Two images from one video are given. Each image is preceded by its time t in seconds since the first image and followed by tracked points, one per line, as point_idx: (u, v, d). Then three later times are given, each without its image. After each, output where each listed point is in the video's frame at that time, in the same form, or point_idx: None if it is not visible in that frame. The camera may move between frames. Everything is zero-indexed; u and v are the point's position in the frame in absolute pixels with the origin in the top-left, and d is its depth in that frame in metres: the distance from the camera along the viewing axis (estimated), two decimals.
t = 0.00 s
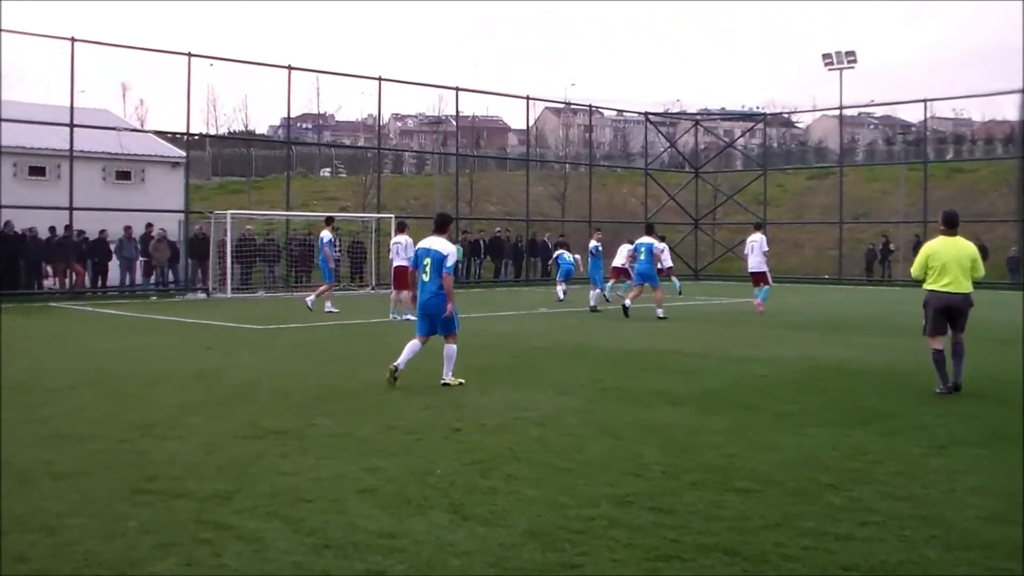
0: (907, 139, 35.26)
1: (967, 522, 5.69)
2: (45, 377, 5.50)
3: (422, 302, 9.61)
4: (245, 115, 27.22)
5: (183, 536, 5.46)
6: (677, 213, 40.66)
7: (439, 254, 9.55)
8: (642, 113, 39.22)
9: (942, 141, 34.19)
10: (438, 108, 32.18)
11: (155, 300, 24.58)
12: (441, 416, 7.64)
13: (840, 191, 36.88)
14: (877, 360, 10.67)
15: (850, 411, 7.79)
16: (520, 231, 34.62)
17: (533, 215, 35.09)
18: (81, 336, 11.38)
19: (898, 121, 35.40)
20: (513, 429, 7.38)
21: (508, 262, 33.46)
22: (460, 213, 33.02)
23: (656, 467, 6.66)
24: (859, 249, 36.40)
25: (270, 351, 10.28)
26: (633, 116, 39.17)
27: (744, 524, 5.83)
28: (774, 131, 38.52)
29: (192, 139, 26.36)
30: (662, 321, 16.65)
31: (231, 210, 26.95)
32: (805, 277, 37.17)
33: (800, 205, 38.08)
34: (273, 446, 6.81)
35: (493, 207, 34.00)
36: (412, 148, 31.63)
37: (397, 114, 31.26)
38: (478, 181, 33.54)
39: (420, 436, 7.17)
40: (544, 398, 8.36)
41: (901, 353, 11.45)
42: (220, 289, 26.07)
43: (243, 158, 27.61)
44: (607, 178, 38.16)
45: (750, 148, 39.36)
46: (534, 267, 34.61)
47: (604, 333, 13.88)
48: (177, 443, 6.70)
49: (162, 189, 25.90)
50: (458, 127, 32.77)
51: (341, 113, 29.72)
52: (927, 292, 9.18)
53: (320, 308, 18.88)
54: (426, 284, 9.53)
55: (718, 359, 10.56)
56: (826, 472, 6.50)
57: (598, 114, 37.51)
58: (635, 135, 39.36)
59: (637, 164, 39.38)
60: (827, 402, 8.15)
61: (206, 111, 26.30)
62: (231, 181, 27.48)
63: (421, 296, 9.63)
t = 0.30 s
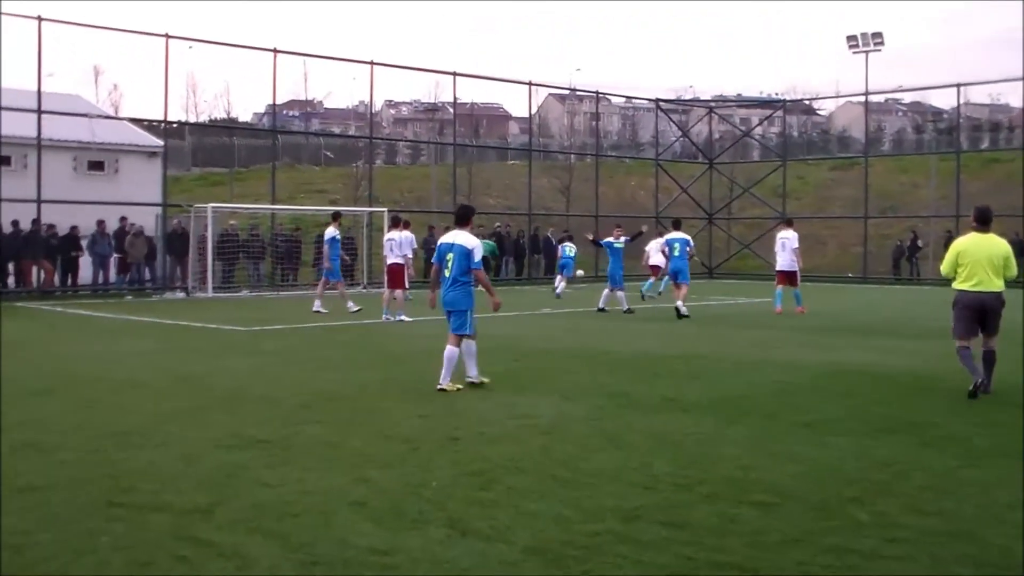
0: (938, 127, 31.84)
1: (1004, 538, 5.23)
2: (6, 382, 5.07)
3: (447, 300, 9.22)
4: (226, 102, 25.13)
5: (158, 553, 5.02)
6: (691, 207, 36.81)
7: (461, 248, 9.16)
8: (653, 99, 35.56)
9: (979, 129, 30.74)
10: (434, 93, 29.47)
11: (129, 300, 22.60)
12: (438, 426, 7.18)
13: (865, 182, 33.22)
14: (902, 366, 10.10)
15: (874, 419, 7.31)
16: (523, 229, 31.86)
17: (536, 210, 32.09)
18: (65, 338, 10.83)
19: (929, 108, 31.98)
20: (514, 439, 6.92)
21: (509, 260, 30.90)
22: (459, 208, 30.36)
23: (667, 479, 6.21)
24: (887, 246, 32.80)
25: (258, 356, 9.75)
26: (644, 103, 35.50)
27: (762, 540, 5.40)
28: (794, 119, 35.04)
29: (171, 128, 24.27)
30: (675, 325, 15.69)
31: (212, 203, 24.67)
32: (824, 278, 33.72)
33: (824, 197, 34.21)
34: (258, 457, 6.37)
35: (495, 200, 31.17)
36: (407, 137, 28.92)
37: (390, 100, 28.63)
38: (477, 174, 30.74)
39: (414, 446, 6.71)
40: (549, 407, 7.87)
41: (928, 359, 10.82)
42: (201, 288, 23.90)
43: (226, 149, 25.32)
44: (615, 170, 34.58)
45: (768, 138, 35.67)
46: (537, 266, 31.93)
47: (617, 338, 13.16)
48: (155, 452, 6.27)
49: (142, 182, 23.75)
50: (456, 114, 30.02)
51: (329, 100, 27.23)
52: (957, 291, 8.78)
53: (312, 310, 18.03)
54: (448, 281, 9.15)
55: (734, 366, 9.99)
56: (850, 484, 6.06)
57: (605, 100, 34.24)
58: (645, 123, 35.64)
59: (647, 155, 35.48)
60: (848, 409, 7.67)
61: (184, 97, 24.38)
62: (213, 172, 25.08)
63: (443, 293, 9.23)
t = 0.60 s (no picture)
0: (969, 116, 29.94)
1: None
2: None
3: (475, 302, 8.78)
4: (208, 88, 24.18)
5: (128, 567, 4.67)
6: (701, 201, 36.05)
7: (485, 247, 8.76)
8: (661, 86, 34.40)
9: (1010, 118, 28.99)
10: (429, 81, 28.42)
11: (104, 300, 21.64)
12: (435, 433, 6.80)
13: (889, 174, 31.88)
14: (921, 371, 9.67)
15: (896, 426, 6.92)
16: (521, 224, 30.80)
17: (538, 205, 30.83)
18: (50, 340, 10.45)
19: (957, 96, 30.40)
20: (515, 448, 6.54)
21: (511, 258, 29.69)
22: (454, 201, 29.29)
23: (677, 491, 5.84)
24: (911, 243, 31.60)
25: (249, 361, 9.36)
26: (651, 90, 34.05)
27: (780, 555, 5.03)
28: (813, 107, 34.20)
29: (149, 116, 23.45)
30: (684, 327, 15.15)
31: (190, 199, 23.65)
32: (847, 276, 32.50)
33: (842, 191, 33.11)
34: (242, 466, 5.99)
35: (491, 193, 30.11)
36: (400, 127, 27.93)
37: (382, 88, 27.70)
38: (474, 165, 29.70)
39: (409, 455, 6.34)
40: (552, 414, 7.48)
41: (948, 363, 10.38)
42: (181, 288, 23.07)
43: (206, 138, 24.57)
44: (621, 162, 33.62)
45: (785, 127, 34.95)
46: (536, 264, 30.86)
47: (625, 341, 12.69)
48: (133, 460, 5.90)
49: (119, 175, 22.86)
50: (451, 103, 28.95)
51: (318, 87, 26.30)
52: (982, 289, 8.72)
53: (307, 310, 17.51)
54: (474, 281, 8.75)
55: (746, 371, 9.58)
56: (872, 496, 5.69)
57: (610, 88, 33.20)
58: (652, 112, 34.25)
59: (655, 146, 34.33)
60: (866, 416, 7.29)
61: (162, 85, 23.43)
62: (193, 163, 24.42)
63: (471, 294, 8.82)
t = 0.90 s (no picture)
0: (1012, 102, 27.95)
1: None
2: None
3: (503, 299, 8.66)
4: (185, 73, 22.83)
5: None
6: (717, 194, 34.16)
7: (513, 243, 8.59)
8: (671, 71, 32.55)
9: None
10: (426, 66, 26.90)
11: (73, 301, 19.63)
12: (432, 445, 6.40)
13: (920, 166, 29.90)
14: (947, 377, 9.19)
15: (924, 437, 6.49)
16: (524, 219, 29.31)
17: (540, 197, 29.59)
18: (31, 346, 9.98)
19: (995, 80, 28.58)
20: (517, 461, 6.12)
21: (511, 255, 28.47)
22: (452, 194, 27.78)
23: (691, 507, 5.42)
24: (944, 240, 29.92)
25: (239, 369, 8.92)
26: (661, 74, 32.54)
27: None
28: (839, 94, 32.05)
29: (123, 102, 21.96)
30: (697, 331, 14.50)
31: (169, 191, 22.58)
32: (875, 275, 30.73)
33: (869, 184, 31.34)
34: (222, 481, 5.58)
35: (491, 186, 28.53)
36: (393, 115, 26.41)
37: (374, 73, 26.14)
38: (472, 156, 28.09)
39: (403, 469, 5.93)
40: (558, 424, 7.05)
41: (975, 368, 9.89)
42: (158, 289, 21.61)
43: (185, 127, 23.06)
44: (631, 153, 31.95)
45: (808, 114, 32.90)
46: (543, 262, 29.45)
47: (634, 346, 12.15)
48: (108, 473, 5.48)
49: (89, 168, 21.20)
50: (449, 88, 27.29)
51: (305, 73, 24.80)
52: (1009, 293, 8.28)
53: (304, 313, 16.85)
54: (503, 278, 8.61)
55: (763, 378, 9.12)
56: (902, 513, 5.28)
57: (620, 73, 31.44)
58: (664, 97, 32.55)
59: (667, 135, 32.54)
60: (889, 426, 6.88)
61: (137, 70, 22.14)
62: (171, 154, 22.89)
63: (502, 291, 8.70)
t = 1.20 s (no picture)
0: None
1: None
2: None
3: (539, 300, 8.42)
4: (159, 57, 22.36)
5: None
6: (734, 186, 33.65)
7: (555, 243, 8.36)
8: (686, 56, 32.35)
9: None
10: (420, 50, 26.42)
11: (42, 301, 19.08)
12: (429, 458, 6.01)
13: (954, 155, 29.08)
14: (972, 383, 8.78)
15: (954, 451, 6.08)
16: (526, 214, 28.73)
17: (542, 190, 29.02)
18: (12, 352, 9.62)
19: None
20: (520, 476, 5.73)
21: (511, 250, 27.92)
22: (448, 187, 27.20)
23: (708, 525, 5.01)
24: (980, 236, 29.09)
25: (228, 379, 8.56)
26: (673, 60, 32.28)
27: None
28: (865, 78, 31.37)
29: (93, 88, 21.38)
30: (708, 334, 14.05)
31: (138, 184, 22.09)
32: (907, 274, 29.96)
33: (901, 177, 30.63)
34: (200, 499, 5.18)
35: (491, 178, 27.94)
36: (384, 102, 25.99)
37: (365, 57, 25.57)
38: (469, 145, 27.58)
39: (397, 484, 5.53)
40: (563, 435, 6.66)
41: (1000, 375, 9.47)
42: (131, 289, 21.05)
43: (161, 115, 22.63)
44: (641, 143, 31.37)
45: (834, 100, 32.16)
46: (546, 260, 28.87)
47: (642, 351, 11.74)
48: (78, 488, 5.09)
49: (60, 160, 20.68)
50: (445, 74, 26.69)
51: (290, 56, 24.35)
52: None
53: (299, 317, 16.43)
54: (544, 280, 8.35)
55: (776, 387, 8.72)
56: (935, 532, 4.88)
57: (627, 58, 30.91)
58: (678, 84, 32.39)
59: (680, 123, 32.29)
60: (914, 439, 6.50)
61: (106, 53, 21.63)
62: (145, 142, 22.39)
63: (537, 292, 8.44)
